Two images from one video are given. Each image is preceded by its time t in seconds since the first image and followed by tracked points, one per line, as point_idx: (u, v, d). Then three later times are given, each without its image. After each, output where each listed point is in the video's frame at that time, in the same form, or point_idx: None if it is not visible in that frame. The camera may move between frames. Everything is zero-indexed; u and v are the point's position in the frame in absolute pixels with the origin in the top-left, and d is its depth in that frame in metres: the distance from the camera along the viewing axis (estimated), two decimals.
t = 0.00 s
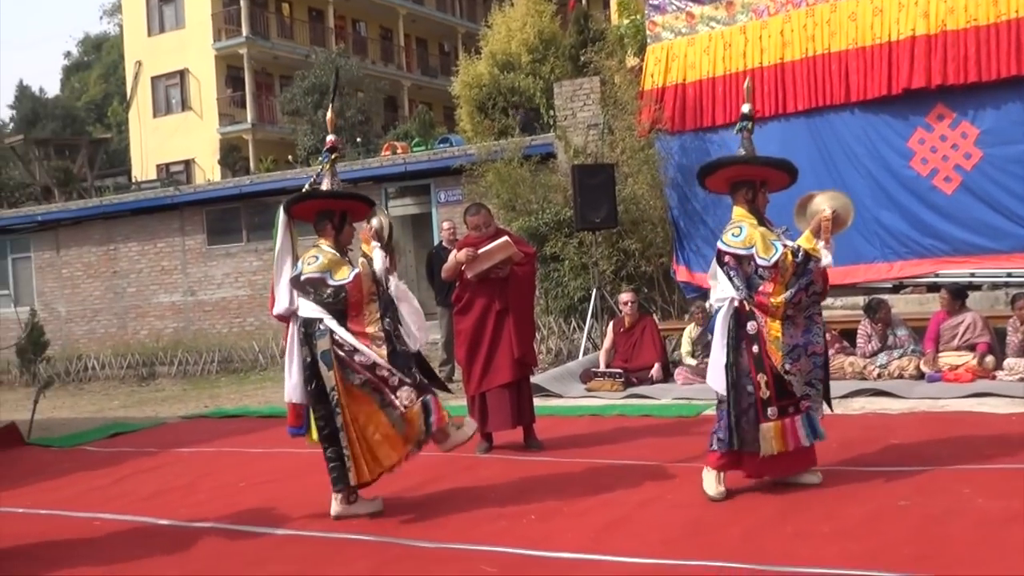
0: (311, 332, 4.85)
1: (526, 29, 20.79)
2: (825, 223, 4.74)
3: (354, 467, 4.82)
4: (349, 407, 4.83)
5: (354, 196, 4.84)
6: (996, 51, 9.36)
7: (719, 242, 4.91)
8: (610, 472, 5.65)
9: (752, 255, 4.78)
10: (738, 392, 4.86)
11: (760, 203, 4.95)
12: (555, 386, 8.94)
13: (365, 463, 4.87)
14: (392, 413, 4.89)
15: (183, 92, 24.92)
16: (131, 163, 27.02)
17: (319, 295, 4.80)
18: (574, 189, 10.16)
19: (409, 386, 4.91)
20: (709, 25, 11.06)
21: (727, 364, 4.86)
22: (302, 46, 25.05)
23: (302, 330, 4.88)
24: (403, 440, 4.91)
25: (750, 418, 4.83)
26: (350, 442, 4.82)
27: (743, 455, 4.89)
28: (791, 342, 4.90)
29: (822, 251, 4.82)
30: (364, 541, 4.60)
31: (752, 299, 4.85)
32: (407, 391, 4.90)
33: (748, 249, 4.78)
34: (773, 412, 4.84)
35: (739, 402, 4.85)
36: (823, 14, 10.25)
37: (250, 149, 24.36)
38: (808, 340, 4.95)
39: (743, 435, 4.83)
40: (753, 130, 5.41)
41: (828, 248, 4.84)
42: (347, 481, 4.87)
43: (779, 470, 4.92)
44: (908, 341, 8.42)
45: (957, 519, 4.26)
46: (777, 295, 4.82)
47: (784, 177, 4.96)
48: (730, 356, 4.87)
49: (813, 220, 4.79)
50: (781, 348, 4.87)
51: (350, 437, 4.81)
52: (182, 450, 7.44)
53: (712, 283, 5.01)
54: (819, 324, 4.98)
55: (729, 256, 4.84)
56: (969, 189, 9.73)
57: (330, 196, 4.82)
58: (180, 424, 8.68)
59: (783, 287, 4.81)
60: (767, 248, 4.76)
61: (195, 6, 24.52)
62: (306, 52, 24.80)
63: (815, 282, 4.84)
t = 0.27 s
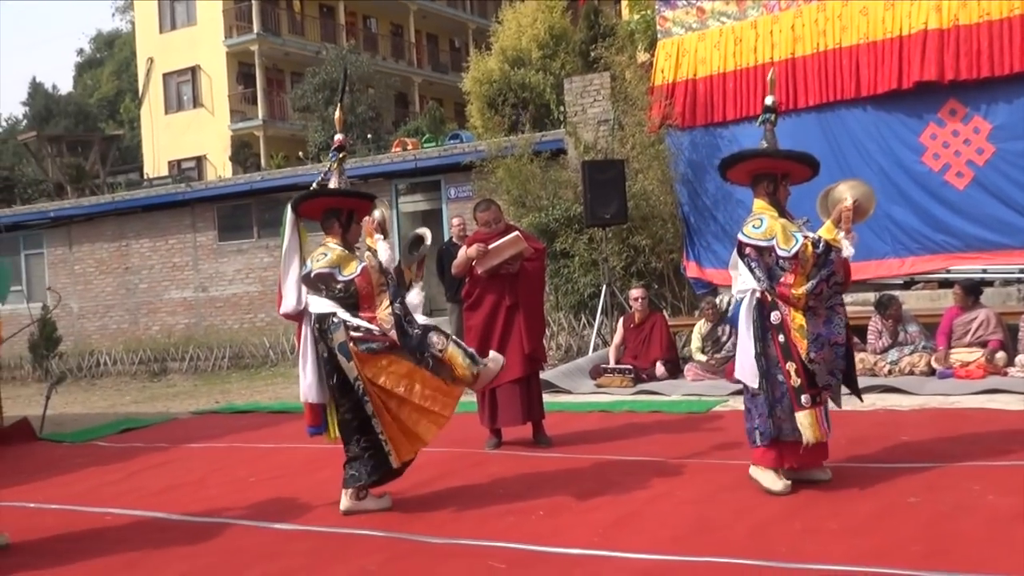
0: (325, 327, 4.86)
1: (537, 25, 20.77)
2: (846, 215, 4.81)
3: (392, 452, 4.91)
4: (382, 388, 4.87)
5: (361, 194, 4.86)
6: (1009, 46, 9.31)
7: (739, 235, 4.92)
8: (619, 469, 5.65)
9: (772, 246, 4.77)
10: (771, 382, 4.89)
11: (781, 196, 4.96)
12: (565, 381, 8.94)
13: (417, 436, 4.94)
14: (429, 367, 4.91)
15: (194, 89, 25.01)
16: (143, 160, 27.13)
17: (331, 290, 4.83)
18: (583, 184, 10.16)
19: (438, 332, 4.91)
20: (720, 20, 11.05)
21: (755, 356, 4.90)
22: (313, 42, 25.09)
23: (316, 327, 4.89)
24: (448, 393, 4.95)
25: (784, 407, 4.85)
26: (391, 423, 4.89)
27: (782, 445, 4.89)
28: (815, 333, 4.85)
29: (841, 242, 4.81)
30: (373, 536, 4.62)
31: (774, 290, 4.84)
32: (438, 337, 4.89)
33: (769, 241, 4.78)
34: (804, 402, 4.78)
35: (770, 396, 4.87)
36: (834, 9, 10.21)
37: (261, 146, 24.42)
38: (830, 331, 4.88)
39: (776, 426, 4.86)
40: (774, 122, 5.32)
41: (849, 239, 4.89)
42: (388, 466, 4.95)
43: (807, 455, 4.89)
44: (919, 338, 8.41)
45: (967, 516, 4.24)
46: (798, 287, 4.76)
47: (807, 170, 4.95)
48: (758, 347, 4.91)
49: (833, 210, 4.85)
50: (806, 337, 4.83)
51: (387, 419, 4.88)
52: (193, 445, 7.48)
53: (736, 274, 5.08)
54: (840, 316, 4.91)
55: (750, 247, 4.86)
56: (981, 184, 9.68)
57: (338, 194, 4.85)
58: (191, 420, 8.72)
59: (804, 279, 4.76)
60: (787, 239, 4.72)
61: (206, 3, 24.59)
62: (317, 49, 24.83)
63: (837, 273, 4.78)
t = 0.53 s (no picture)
0: (326, 327, 4.86)
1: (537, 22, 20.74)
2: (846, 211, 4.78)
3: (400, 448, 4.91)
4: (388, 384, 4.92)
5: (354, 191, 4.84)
6: (1010, 42, 9.29)
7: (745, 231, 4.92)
8: (619, 465, 5.65)
9: (778, 243, 4.78)
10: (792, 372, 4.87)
11: (787, 192, 4.95)
12: (565, 378, 8.95)
13: (425, 430, 4.96)
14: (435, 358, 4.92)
15: (195, 86, 25.01)
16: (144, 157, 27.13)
17: (330, 289, 4.84)
18: (584, 181, 10.16)
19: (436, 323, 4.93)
20: (720, 16, 11.02)
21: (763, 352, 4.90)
22: (313, 39, 25.07)
23: (316, 327, 4.89)
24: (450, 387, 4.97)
25: (807, 397, 4.82)
26: (398, 420, 4.92)
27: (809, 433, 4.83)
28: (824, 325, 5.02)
29: (846, 235, 4.85)
30: (374, 533, 4.63)
31: (780, 286, 4.86)
32: (437, 328, 4.91)
33: (774, 237, 4.78)
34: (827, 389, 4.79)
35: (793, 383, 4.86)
36: (834, 5, 10.20)
37: (262, 142, 24.42)
38: (837, 325, 5.04)
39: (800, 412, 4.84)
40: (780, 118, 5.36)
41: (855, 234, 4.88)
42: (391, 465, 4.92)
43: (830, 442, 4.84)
44: (919, 334, 8.40)
45: (967, 512, 4.25)
46: (803, 282, 4.83)
47: (812, 166, 4.93)
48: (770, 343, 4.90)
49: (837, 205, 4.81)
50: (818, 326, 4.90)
51: (394, 414, 4.91)
52: (193, 442, 7.49)
53: (741, 270, 5.06)
54: (847, 309, 5.05)
55: (756, 244, 4.85)
56: (982, 180, 9.67)
57: (333, 192, 4.83)
58: (192, 417, 8.72)
59: (810, 274, 4.83)
60: (793, 235, 4.75)
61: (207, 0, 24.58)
62: (318, 45, 24.82)
63: (843, 267, 4.87)
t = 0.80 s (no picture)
0: (322, 323, 4.84)
1: (535, 17, 20.70)
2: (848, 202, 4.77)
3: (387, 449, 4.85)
4: (381, 383, 4.90)
5: (351, 185, 4.84)
6: (1007, 38, 9.29)
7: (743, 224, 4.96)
8: (616, 461, 5.66)
9: (776, 237, 4.80)
10: (812, 348, 4.86)
11: (787, 186, 4.96)
12: (562, 373, 8.95)
13: (414, 433, 4.90)
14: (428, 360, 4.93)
15: (192, 81, 24.97)
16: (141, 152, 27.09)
17: (326, 285, 4.84)
18: (581, 176, 10.16)
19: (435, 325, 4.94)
20: (717, 12, 11.00)
21: (769, 343, 4.91)
22: (310, 34, 25.02)
23: (312, 323, 4.88)
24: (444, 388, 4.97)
25: (837, 364, 4.79)
26: (383, 425, 4.86)
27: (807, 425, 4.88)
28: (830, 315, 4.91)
29: (846, 230, 4.80)
30: (371, 528, 4.63)
31: (776, 278, 4.93)
32: (434, 330, 4.94)
33: (773, 231, 4.81)
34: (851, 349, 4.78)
35: (819, 353, 4.84)
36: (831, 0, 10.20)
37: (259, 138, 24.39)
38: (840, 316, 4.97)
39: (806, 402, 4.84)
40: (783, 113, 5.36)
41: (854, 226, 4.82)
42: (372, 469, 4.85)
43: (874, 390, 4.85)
44: (915, 330, 8.40)
45: (964, 507, 4.25)
46: (801, 275, 4.87)
47: (812, 161, 4.94)
48: (770, 336, 4.92)
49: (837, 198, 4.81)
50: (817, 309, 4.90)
51: (380, 418, 4.86)
52: (190, 438, 7.49)
53: (737, 263, 5.10)
54: (843, 301, 5.03)
55: (754, 238, 4.90)
56: (979, 176, 9.68)
57: (328, 186, 4.81)
58: (188, 412, 8.73)
59: (807, 267, 4.85)
60: (791, 229, 4.76)
61: None
62: (315, 41, 24.78)
63: (840, 260, 4.86)
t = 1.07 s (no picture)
0: (319, 320, 4.85)
1: (532, 14, 20.67)
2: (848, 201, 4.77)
3: (383, 446, 4.86)
4: (377, 382, 4.91)
5: (347, 182, 4.83)
6: (1003, 35, 9.27)
7: (740, 224, 4.96)
8: (614, 457, 5.67)
9: (774, 236, 4.81)
10: (819, 339, 4.88)
11: (785, 184, 4.96)
12: (559, 370, 8.97)
13: (411, 432, 4.92)
14: (422, 359, 5.00)
15: (188, 78, 24.93)
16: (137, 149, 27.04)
17: (324, 283, 4.83)
18: (578, 174, 10.16)
19: (435, 325, 5.04)
20: (714, 10, 11.03)
21: (759, 345, 4.94)
22: (307, 31, 24.99)
23: (309, 320, 4.87)
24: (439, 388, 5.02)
25: (846, 350, 4.84)
26: (381, 422, 4.88)
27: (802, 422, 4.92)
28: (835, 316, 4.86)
29: (846, 229, 4.81)
30: (368, 525, 4.64)
31: (772, 276, 4.92)
32: (432, 330, 5.04)
33: (770, 231, 4.81)
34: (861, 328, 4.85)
35: (826, 343, 4.87)
36: None
37: (255, 135, 24.36)
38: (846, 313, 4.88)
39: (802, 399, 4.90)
40: (784, 110, 5.38)
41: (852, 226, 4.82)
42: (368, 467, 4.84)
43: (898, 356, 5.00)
44: (911, 327, 8.41)
45: (959, 504, 4.27)
46: (798, 273, 4.86)
47: (811, 161, 4.93)
48: (767, 334, 4.94)
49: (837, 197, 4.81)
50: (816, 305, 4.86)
51: (377, 417, 4.86)
52: (187, 435, 7.49)
53: (734, 261, 5.12)
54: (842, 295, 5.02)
55: (751, 237, 4.89)
56: (975, 174, 9.70)
57: (327, 183, 4.82)
58: (185, 409, 8.73)
59: (805, 266, 4.85)
60: (789, 229, 4.77)
61: None
62: (312, 37, 24.75)
63: (837, 260, 4.86)
